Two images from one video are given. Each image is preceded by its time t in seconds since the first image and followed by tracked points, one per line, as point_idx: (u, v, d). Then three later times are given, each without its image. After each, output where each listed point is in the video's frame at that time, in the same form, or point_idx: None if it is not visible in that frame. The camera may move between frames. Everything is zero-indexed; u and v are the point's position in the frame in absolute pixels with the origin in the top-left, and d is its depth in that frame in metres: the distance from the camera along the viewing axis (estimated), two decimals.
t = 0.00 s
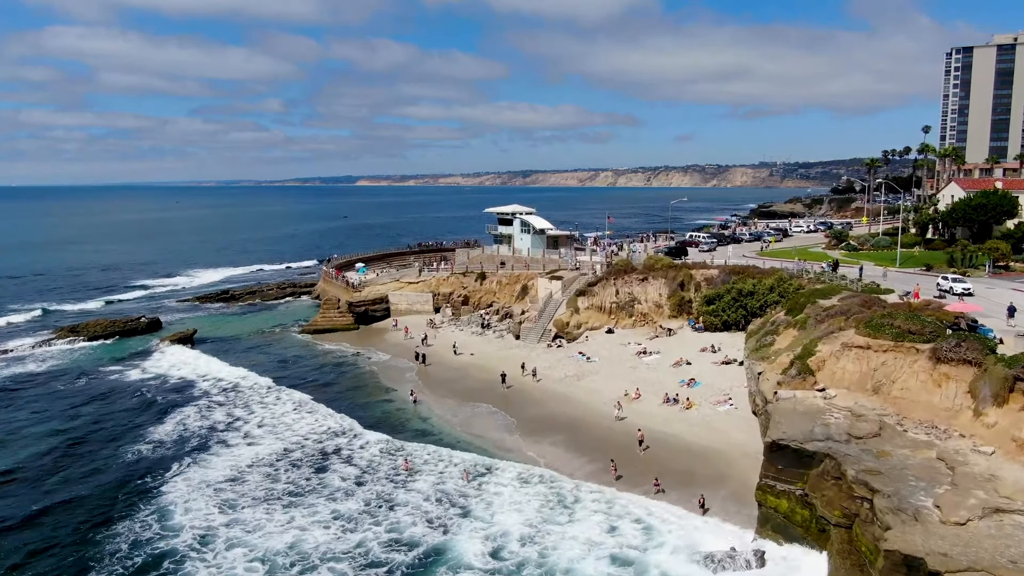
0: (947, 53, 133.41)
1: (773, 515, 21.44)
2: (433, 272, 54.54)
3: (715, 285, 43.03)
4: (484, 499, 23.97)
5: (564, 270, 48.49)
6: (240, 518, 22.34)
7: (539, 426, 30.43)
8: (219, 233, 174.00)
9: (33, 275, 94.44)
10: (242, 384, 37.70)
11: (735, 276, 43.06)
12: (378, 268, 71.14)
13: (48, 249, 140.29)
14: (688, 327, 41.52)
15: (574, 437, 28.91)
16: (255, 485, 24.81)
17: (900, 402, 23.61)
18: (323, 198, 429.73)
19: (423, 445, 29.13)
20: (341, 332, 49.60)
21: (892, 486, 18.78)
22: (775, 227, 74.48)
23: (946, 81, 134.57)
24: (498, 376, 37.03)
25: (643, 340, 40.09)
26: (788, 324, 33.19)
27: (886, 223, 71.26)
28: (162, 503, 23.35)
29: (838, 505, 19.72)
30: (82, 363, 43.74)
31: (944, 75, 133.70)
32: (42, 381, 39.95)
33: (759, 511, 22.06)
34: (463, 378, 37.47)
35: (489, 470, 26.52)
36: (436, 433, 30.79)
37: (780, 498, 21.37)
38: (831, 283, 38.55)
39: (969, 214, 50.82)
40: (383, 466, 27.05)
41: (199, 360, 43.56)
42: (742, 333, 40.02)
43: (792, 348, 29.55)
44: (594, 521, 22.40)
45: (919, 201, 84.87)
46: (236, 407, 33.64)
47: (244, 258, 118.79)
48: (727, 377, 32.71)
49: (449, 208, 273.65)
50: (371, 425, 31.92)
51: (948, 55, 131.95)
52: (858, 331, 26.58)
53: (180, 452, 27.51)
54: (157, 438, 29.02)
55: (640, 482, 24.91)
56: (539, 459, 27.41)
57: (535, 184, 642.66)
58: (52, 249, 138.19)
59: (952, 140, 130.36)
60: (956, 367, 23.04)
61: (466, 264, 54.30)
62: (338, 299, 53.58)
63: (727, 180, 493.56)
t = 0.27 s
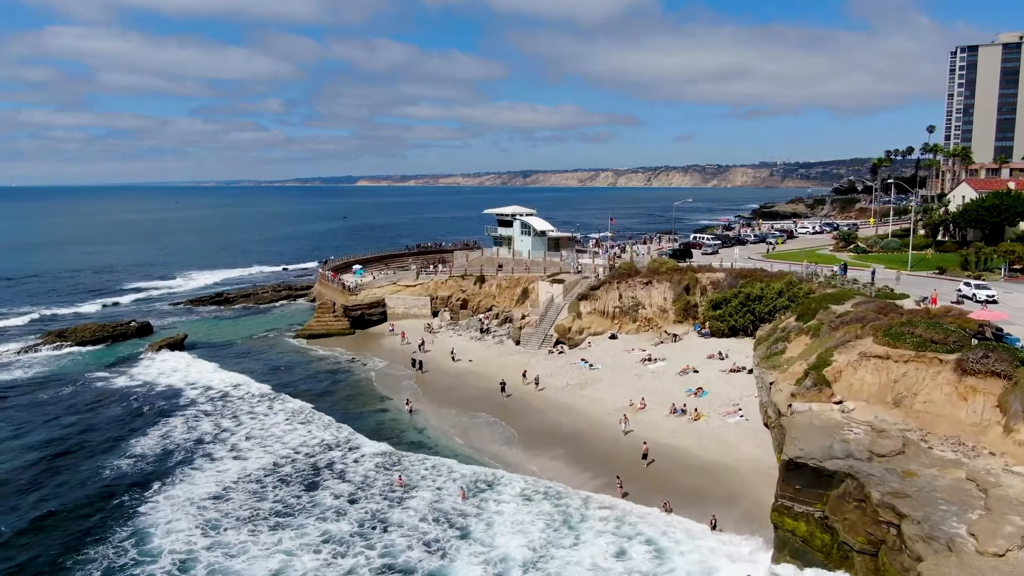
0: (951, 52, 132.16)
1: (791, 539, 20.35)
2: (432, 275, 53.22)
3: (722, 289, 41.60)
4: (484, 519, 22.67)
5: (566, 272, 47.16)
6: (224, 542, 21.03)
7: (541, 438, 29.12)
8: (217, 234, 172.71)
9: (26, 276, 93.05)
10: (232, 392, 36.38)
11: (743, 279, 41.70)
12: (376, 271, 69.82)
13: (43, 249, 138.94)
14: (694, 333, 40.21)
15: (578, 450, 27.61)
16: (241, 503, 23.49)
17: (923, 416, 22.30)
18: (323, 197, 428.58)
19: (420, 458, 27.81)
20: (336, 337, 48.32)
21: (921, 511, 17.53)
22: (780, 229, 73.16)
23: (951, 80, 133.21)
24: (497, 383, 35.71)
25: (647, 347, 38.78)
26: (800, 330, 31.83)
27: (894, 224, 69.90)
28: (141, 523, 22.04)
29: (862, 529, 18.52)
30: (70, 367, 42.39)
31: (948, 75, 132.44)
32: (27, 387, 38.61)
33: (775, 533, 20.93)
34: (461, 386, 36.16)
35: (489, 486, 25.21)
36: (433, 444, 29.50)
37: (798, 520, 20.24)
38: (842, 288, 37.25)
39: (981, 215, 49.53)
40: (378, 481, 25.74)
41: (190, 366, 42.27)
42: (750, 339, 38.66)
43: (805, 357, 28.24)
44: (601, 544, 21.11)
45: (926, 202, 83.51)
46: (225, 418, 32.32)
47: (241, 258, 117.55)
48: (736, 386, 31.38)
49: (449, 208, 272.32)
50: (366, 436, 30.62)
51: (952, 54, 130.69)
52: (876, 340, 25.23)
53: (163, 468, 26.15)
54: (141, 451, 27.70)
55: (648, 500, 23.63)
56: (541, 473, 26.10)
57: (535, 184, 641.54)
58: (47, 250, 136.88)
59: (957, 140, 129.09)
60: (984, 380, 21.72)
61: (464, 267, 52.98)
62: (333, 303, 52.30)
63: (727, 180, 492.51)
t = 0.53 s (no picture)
0: (956, 51, 130.94)
1: (808, 562, 19.19)
2: (429, 278, 52.04)
3: (727, 293, 40.43)
4: (484, 540, 21.48)
5: (567, 275, 45.99)
6: (207, 565, 19.87)
7: (543, 449, 27.92)
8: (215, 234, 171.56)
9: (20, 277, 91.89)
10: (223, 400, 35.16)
11: (749, 283, 40.54)
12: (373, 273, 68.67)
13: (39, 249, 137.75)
14: (699, 339, 39.02)
15: (582, 463, 26.42)
16: (228, 522, 22.32)
17: (946, 430, 21.09)
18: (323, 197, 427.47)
19: (417, 471, 26.62)
20: (331, 342, 47.15)
21: (950, 536, 16.38)
22: (785, 230, 71.95)
23: (955, 79, 132.05)
24: (497, 391, 34.50)
25: (651, 352, 37.60)
26: (811, 337, 30.62)
27: (900, 225, 68.66)
28: (121, 545, 20.89)
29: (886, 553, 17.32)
30: (57, 372, 41.21)
31: (953, 74, 131.21)
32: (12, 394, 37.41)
33: (792, 556, 19.75)
34: (459, 394, 34.94)
35: (489, 502, 24.03)
36: (429, 456, 28.30)
37: (816, 543, 19.10)
38: (853, 292, 36.07)
39: (993, 216, 48.31)
40: (372, 497, 24.56)
41: (181, 371, 41.08)
42: (758, 344, 37.48)
43: (818, 366, 27.04)
44: (608, 566, 19.95)
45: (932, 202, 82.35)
46: (215, 427, 31.13)
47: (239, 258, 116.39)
48: (745, 395, 30.17)
49: (449, 208, 270.99)
50: (360, 446, 29.43)
51: (957, 53, 129.47)
52: (895, 348, 23.98)
53: (147, 482, 24.96)
54: (124, 464, 26.52)
55: (656, 518, 22.41)
56: (543, 488, 24.91)
57: (535, 184, 640.53)
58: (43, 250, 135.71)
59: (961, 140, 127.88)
60: (1011, 393, 20.51)
61: (463, 269, 51.80)
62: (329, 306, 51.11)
63: (727, 180, 491.46)
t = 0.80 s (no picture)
0: (961, 50, 129.53)
1: None
2: (426, 282, 50.54)
3: (735, 299, 38.94)
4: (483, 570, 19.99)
5: (569, 280, 44.52)
6: None
7: (545, 467, 26.38)
8: (212, 234, 170.05)
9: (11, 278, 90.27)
10: (210, 412, 33.59)
11: (758, 288, 39.10)
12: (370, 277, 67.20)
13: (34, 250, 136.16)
14: (706, 347, 37.51)
15: (587, 482, 24.89)
16: (208, 550, 20.83)
17: (979, 452, 19.54)
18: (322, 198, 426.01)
19: (413, 490, 25.09)
20: (325, 349, 45.65)
21: None
22: (790, 231, 70.47)
23: (959, 79, 130.72)
24: (496, 403, 32.97)
25: (656, 361, 36.06)
26: (826, 347, 29.13)
27: (909, 228, 67.19)
28: None
29: None
30: (40, 381, 39.71)
31: (958, 73, 129.80)
32: None
33: None
34: (456, 406, 33.40)
35: (488, 525, 22.55)
36: (425, 472, 26.78)
37: None
38: (867, 299, 34.58)
39: (1009, 218, 46.80)
40: (365, 519, 23.07)
41: (168, 380, 39.55)
42: (767, 353, 36.01)
43: (836, 379, 25.53)
44: None
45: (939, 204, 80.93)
46: (199, 441, 29.58)
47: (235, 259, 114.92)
48: (757, 408, 28.65)
49: (449, 208, 269.76)
50: (352, 462, 27.88)
51: (962, 52, 128.10)
52: (921, 361, 22.43)
53: (124, 505, 23.43)
54: (101, 484, 24.99)
55: (667, 544, 20.90)
56: (546, 509, 23.39)
57: (535, 184, 639.47)
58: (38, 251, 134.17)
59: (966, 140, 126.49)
60: None
61: (461, 273, 50.27)
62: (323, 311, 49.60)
63: (727, 180, 490.49)
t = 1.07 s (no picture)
0: (966, 49, 128.18)
1: None
2: (424, 285, 49.36)
3: (742, 304, 37.78)
4: None
5: (570, 284, 43.29)
6: None
7: (547, 482, 25.16)
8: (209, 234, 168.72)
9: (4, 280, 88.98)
10: (200, 422, 32.37)
11: (766, 293, 37.92)
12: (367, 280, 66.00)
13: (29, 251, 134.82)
14: (713, 354, 36.28)
15: (592, 500, 23.69)
16: None
17: (1009, 473, 18.35)
18: (321, 198, 424.81)
19: (409, 508, 23.88)
20: (320, 354, 44.49)
21: None
22: (796, 233, 69.22)
23: (963, 78, 129.36)
24: (496, 413, 31.75)
25: (661, 369, 34.89)
26: (839, 356, 27.90)
27: (917, 230, 65.84)
28: None
29: None
30: (25, 388, 38.53)
31: (963, 72, 128.45)
32: None
33: None
34: (454, 416, 32.19)
35: (488, 547, 21.35)
36: (420, 488, 25.57)
37: None
38: (880, 304, 33.41)
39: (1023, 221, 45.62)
40: (358, 540, 21.88)
41: (157, 388, 38.32)
42: (776, 360, 34.80)
43: (852, 391, 24.34)
44: None
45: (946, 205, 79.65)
46: (187, 454, 28.37)
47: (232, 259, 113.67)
48: (767, 420, 27.43)
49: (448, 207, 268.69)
50: (345, 476, 26.69)
51: (967, 51, 126.77)
52: (944, 374, 21.22)
53: (103, 526, 22.24)
54: (80, 502, 23.77)
55: (678, 569, 19.69)
56: (549, 529, 22.18)
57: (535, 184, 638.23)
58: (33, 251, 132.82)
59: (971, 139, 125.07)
60: None
61: (460, 276, 49.10)
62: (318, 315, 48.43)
63: (728, 180, 489.22)
